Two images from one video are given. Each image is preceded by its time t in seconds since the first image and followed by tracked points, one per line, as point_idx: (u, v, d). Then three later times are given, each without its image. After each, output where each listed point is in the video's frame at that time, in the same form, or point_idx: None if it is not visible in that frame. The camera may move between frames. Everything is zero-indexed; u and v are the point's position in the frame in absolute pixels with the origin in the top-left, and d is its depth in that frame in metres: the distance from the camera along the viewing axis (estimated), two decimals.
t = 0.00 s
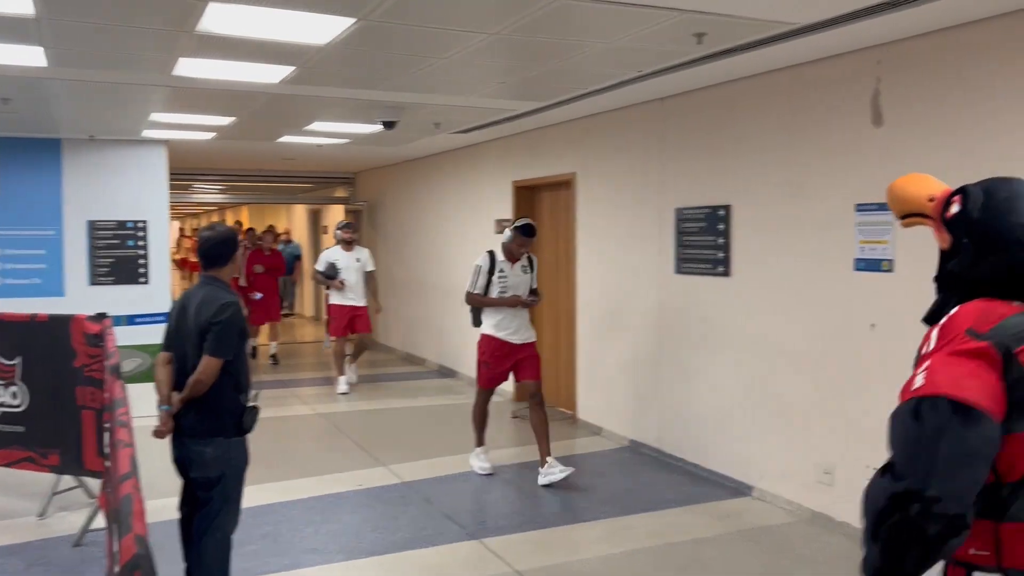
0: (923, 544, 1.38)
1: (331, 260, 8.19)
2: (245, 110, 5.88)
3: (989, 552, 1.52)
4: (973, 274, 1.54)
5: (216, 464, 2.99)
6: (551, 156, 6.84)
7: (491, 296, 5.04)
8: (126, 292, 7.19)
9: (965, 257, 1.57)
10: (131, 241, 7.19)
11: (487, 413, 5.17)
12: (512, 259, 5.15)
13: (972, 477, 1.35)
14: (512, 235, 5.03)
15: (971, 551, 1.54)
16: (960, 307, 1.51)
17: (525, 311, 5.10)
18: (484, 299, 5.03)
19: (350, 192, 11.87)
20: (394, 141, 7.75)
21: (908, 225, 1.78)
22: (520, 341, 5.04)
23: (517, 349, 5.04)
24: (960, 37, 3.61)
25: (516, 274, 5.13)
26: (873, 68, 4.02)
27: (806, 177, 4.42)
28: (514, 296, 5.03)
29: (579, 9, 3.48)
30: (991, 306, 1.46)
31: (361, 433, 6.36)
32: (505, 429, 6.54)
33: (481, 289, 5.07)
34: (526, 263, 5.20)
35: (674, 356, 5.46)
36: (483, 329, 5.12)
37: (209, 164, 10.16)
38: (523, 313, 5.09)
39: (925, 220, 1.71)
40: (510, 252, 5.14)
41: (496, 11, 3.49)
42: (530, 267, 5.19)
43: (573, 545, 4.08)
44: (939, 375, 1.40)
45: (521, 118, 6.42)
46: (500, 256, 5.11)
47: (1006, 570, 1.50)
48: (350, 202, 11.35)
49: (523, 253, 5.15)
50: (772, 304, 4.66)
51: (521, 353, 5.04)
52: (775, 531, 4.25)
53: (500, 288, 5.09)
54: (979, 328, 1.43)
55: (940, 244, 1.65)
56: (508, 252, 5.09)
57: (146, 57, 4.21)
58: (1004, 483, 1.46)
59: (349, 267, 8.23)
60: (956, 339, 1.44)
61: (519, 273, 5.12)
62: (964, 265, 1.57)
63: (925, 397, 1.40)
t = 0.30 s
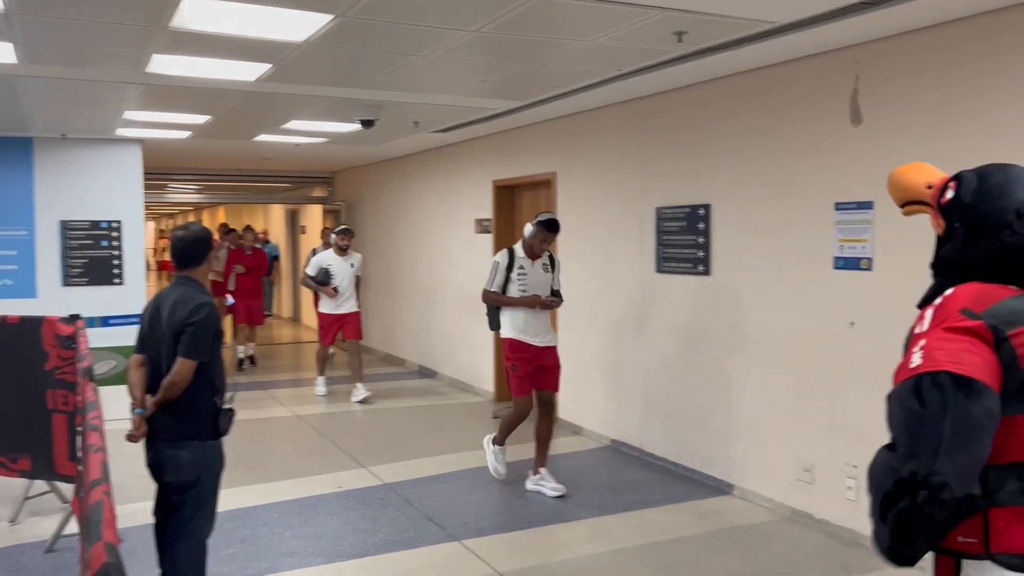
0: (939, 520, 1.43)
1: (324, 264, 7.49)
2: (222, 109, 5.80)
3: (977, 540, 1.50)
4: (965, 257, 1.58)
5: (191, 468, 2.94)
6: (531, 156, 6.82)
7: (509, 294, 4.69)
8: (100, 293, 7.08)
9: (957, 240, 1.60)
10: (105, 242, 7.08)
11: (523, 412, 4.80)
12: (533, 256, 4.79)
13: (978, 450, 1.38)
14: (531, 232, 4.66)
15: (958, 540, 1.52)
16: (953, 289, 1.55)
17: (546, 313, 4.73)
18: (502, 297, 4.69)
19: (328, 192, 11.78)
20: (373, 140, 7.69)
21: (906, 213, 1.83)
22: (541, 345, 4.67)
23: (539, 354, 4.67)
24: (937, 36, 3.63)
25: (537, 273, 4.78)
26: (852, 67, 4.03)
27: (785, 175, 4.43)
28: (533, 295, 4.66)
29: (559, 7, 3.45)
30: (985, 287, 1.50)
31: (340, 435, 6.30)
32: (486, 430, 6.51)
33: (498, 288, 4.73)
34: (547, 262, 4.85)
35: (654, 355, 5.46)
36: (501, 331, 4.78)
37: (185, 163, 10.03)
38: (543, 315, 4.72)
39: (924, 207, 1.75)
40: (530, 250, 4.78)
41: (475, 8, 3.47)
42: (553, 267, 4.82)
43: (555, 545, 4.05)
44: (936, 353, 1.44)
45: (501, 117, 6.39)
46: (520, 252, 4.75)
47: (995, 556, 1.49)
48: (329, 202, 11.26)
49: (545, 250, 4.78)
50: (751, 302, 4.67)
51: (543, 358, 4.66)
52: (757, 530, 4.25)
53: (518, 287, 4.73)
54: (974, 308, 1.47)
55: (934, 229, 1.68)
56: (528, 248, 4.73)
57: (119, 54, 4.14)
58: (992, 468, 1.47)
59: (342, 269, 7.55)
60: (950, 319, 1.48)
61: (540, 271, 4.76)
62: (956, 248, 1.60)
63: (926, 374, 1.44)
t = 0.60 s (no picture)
0: (909, 514, 1.44)
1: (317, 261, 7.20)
2: (198, 108, 5.74)
3: (964, 531, 1.52)
4: (951, 252, 1.58)
5: (166, 471, 2.90)
6: (511, 155, 6.81)
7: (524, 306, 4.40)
8: (74, 295, 6.98)
9: (944, 234, 1.61)
10: (79, 242, 6.99)
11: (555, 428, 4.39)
12: (546, 263, 4.51)
13: (948, 445, 1.39)
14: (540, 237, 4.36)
15: (944, 532, 1.54)
16: (935, 284, 1.57)
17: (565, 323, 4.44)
18: (517, 310, 4.39)
19: (306, 192, 11.71)
20: (351, 139, 7.65)
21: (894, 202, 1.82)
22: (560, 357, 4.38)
23: (559, 367, 4.39)
24: (912, 37, 3.67)
25: (552, 280, 4.50)
26: (828, 67, 4.07)
27: (763, 174, 4.45)
28: (549, 304, 4.38)
29: (538, 6, 3.45)
30: (962, 283, 1.52)
31: (319, 437, 6.25)
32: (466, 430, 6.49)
33: (512, 301, 4.44)
34: (562, 267, 4.57)
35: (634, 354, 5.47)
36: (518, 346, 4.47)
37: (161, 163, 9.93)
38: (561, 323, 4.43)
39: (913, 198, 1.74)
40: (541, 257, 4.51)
41: (454, 7, 3.46)
42: (568, 271, 4.56)
43: (535, 546, 4.05)
44: (910, 348, 1.45)
45: (480, 117, 6.38)
46: (532, 261, 4.47)
47: (981, 547, 1.50)
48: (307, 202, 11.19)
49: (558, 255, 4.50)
50: (730, 300, 4.69)
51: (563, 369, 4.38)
52: (736, 528, 4.27)
53: (533, 298, 4.45)
54: (951, 304, 1.49)
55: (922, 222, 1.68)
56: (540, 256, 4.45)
57: (92, 52, 4.08)
58: (976, 458, 1.50)
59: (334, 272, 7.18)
60: (929, 314, 1.49)
61: (555, 278, 4.47)
62: (942, 242, 1.61)
63: (900, 370, 1.45)
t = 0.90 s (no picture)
0: (868, 522, 1.42)
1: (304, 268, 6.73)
2: (176, 106, 5.68)
3: (944, 536, 1.52)
4: (929, 259, 1.58)
5: (149, 474, 2.87)
6: (492, 155, 6.80)
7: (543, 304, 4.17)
8: (50, 296, 6.89)
9: (921, 243, 1.60)
10: (55, 243, 6.90)
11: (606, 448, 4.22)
12: (564, 259, 4.30)
13: (918, 462, 1.40)
14: (559, 229, 4.16)
15: (926, 536, 1.54)
16: (915, 295, 1.56)
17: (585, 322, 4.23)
18: (536, 309, 4.16)
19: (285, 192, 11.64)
20: (332, 139, 7.60)
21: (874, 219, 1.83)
22: (581, 359, 4.17)
23: (579, 369, 4.18)
24: (891, 38, 3.70)
25: (571, 277, 4.29)
26: (808, 68, 4.09)
27: (743, 174, 4.48)
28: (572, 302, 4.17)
29: (519, 6, 3.44)
30: (943, 292, 1.51)
31: (300, 438, 6.21)
32: (448, 431, 6.47)
33: (530, 299, 4.21)
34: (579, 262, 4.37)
35: (615, 354, 5.48)
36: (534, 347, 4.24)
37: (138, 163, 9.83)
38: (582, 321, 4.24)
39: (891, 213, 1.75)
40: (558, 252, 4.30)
41: (435, 6, 3.44)
42: (586, 267, 4.35)
43: (518, 546, 4.04)
44: (887, 364, 1.46)
45: (461, 116, 6.36)
46: (550, 257, 4.26)
47: (960, 552, 1.50)
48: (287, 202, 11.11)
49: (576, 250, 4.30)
50: (711, 300, 4.71)
51: (583, 374, 4.19)
52: (717, 526, 4.29)
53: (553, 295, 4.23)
54: (932, 315, 1.48)
55: (900, 232, 1.68)
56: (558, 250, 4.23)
57: (67, 49, 4.03)
58: (958, 465, 1.49)
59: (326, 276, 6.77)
60: (906, 329, 1.49)
61: (575, 273, 4.27)
62: (919, 251, 1.60)
63: (875, 387, 1.47)
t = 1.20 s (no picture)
0: (873, 520, 1.34)
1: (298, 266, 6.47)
2: (157, 106, 5.64)
3: (921, 537, 1.49)
4: (902, 258, 1.55)
5: (130, 476, 2.85)
6: (475, 155, 6.81)
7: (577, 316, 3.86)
8: (29, 298, 6.82)
9: (893, 242, 1.57)
10: (34, 244, 6.83)
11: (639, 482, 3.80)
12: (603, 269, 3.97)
13: (911, 457, 1.34)
14: (602, 236, 3.86)
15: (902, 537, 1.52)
16: (893, 294, 1.52)
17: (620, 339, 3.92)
18: (569, 319, 3.86)
19: (268, 192, 11.59)
20: (314, 139, 7.58)
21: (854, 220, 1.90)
22: (614, 377, 3.86)
23: (611, 387, 3.86)
24: (870, 39, 3.74)
25: (608, 289, 3.96)
26: (789, 69, 4.13)
27: (725, 175, 4.50)
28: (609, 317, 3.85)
29: (502, 7, 3.45)
30: (923, 291, 1.48)
31: (283, 440, 6.19)
32: (431, 431, 6.47)
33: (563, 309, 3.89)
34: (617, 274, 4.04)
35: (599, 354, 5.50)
36: (561, 360, 3.97)
37: (119, 163, 9.76)
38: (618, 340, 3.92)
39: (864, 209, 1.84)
40: (597, 261, 3.96)
41: (418, 7, 3.45)
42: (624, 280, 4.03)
43: (502, 546, 4.05)
44: (875, 362, 1.40)
45: (444, 117, 6.36)
46: (588, 264, 3.93)
47: (937, 553, 1.48)
48: (269, 202, 11.06)
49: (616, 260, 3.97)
50: (694, 299, 4.73)
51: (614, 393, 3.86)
52: (700, 525, 4.31)
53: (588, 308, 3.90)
54: (913, 315, 1.44)
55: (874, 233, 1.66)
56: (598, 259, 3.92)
57: (47, 50, 4.00)
58: (935, 465, 1.47)
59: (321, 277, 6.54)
60: (889, 328, 1.45)
61: (612, 286, 3.94)
62: (892, 250, 1.57)
63: (862, 385, 1.40)
